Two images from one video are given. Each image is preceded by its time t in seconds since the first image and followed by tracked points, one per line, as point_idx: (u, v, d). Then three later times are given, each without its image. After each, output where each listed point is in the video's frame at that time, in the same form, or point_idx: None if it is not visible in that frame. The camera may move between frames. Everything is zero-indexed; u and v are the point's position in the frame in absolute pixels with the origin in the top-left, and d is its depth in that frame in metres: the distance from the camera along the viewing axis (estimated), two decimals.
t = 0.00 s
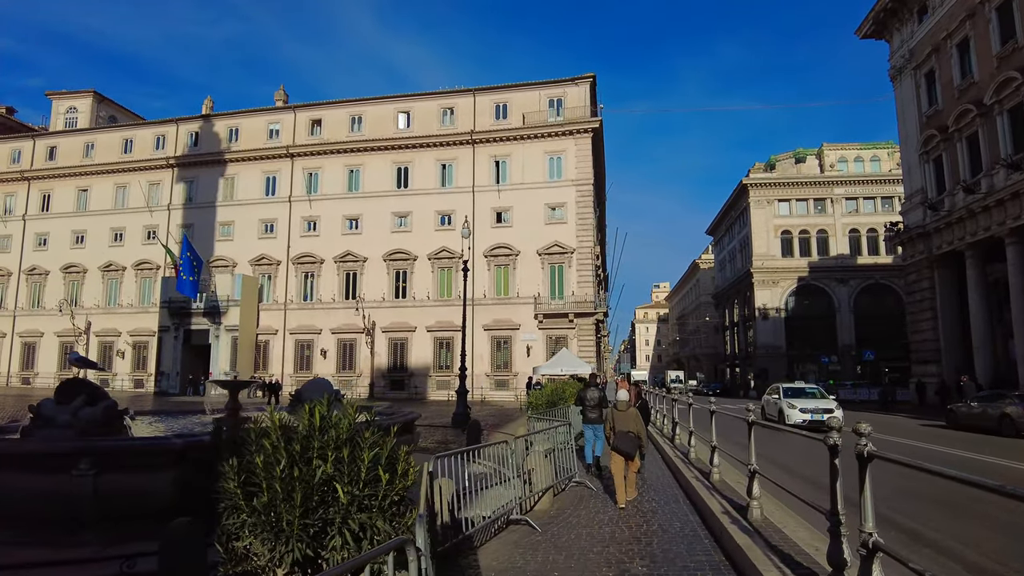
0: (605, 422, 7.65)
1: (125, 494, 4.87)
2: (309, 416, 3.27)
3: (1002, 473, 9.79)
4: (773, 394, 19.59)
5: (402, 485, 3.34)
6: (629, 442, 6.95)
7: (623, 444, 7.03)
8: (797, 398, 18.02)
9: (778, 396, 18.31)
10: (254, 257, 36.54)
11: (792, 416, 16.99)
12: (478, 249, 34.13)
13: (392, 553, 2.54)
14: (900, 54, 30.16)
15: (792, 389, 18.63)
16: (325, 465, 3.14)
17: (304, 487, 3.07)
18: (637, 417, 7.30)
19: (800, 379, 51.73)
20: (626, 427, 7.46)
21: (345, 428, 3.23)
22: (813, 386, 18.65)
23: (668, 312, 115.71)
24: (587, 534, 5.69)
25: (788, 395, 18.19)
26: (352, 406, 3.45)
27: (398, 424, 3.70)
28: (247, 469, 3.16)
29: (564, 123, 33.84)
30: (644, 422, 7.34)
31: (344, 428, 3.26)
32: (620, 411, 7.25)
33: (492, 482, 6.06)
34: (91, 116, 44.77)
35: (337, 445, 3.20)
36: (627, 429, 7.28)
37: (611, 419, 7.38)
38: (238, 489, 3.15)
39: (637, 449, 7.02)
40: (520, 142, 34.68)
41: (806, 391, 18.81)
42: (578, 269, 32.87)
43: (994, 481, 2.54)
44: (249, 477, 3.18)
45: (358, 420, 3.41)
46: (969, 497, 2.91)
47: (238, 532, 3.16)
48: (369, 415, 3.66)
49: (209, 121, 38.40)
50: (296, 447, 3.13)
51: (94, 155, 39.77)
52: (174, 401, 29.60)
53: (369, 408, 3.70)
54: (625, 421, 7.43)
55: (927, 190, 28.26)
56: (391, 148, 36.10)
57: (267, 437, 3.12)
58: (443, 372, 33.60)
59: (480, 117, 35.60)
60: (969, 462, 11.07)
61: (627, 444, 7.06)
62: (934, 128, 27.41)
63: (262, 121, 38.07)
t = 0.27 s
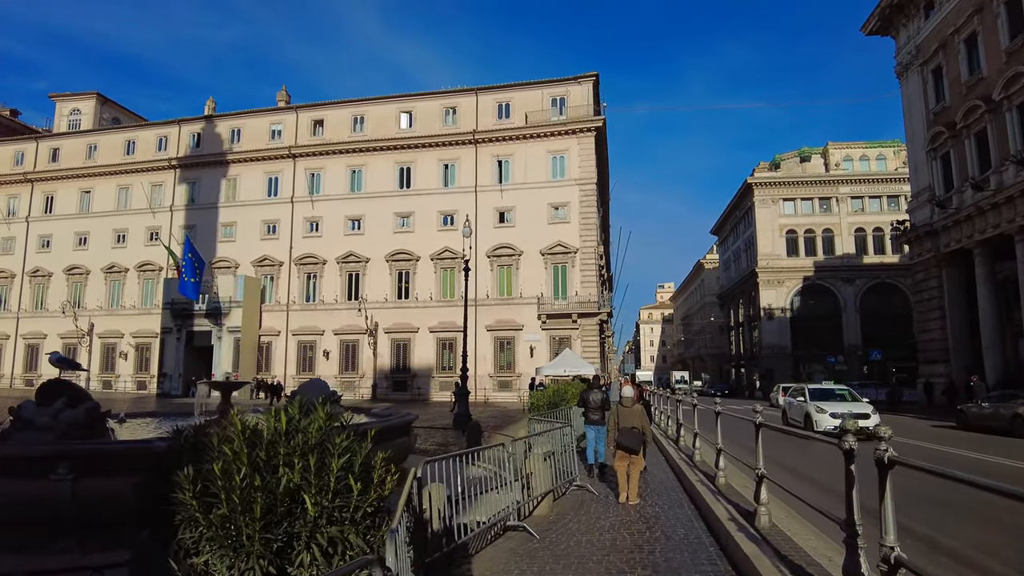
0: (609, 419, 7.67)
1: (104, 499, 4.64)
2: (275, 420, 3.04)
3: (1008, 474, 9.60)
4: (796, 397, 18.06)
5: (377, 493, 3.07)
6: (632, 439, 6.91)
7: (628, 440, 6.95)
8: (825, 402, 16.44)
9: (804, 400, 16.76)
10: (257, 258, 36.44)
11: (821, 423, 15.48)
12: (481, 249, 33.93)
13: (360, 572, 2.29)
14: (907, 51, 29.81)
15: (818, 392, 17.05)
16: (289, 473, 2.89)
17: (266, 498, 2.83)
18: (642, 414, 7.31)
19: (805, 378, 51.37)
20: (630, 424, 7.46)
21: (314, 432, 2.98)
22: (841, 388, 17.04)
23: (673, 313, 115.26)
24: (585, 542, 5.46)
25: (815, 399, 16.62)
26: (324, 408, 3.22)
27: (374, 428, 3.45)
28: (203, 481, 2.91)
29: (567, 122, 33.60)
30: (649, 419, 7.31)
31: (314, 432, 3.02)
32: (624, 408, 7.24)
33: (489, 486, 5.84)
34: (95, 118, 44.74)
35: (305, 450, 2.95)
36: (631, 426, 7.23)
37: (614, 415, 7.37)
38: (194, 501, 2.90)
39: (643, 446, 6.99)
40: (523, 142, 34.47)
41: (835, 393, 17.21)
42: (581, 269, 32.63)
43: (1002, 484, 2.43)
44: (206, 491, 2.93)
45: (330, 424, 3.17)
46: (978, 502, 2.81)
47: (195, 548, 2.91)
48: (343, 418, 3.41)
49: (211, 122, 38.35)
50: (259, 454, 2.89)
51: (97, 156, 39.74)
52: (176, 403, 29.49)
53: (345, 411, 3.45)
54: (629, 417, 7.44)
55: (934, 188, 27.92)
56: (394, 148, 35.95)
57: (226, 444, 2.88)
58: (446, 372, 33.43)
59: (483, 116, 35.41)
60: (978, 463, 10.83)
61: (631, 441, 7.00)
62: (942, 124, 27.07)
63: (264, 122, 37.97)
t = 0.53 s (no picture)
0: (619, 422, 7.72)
1: (90, 506, 4.47)
2: (249, 427, 2.89)
3: None
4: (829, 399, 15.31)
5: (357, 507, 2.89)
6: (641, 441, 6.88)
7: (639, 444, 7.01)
8: (867, 404, 13.51)
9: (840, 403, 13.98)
10: (263, 258, 36.42)
11: (863, 429, 12.62)
12: (487, 249, 33.74)
13: None
14: (918, 46, 29.38)
15: (856, 393, 14.18)
16: (261, 486, 2.72)
17: (234, 512, 2.65)
18: (650, 417, 7.28)
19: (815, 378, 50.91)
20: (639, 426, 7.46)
21: (289, 442, 2.82)
22: (884, 389, 14.17)
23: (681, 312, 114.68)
24: (588, 551, 5.25)
25: (854, 401, 13.76)
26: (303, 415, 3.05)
27: (357, 437, 3.27)
28: (165, 496, 2.75)
29: (573, 120, 33.36)
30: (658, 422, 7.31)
31: (291, 441, 2.87)
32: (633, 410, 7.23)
33: (492, 491, 5.67)
34: (103, 119, 44.87)
35: (280, 460, 2.79)
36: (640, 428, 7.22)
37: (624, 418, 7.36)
38: (157, 517, 2.73)
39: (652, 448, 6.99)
40: (529, 140, 34.26)
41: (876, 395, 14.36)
42: (589, 268, 32.37)
43: None
44: (170, 507, 2.77)
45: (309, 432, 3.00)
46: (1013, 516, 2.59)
47: (159, 568, 2.75)
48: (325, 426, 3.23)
49: (217, 122, 38.37)
50: (228, 464, 2.73)
51: (104, 157, 39.83)
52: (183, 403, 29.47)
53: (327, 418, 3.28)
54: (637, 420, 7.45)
55: (947, 185, 27.48)
56: (399, 148, 35.83)
57: (191, 454, 2.72)
58: (453, 372, 33.28)
59: (489, 115, 35.20)
60: (994, 466, 10.59)
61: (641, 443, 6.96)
62: (955, 120, 26.64)
63: (270, 122, 37.93)
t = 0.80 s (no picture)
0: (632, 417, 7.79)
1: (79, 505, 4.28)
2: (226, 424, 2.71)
3: None
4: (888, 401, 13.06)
5: (345, 509, 2.71)
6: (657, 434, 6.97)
7: (651, 438, 7.21)
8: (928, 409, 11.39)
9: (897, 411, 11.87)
10: (275, 257, 36.48)
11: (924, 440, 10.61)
12: (498, 247, 33.55)
13: None
14: (937, 39, 28.77)
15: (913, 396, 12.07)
16: (235, 487, 2.52)
17: (205, 515, 2.44)
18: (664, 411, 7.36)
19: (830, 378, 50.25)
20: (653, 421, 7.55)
21: (269, 439, 2.64)
22: (950, 389, 11.77)
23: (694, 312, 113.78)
24: (600, 556, 5.01)
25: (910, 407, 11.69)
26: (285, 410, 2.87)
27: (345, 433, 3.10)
28: (127, 497, 2.50)
29: (585, 118, 33.06)
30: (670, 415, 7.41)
31: (271, 438, 2.68)
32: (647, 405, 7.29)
33: (497, 491, 5.44)
34: (117, 120, 45.19)
35: (258, 457, 2.60)
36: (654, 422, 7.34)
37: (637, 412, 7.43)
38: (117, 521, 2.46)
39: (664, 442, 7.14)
40: (540, 138, 34.01)
41: (940, 396, 11.99)
42: (600, 266, 32.07)
43: None
44: (133, 508, 2.51)
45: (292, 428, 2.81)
46: None
47: None
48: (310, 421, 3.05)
49: (229, 122, 38.50)
50: (201, 462, 2.54)
51: (118, 157, 40.11)
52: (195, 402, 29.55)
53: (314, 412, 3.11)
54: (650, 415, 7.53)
55: (967, 180, 26.88)
56: (410, 146, 35.73)
57: (158, 451, 2.50)
58: (464, 371, 33.12)
59: (500, 113, 34.97)
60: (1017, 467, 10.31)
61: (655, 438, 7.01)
62: (975, 114, 26.04)
63: (282, 121, 38.01)
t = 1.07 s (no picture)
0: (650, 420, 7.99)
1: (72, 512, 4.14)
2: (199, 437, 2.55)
3: None
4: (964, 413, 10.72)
5: (327, 531, 2.55)
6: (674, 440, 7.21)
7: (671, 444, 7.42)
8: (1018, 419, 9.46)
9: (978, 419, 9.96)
10: (287, 257, 36.56)
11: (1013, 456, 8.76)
12: (509, 247, 33.34)
13: None
14: (957, 32, 28.17)
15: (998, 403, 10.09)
16: (204, 507, 2.36)
17: (167, 538, 2.27)
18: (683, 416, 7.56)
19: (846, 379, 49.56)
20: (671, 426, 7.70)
21: (241, 456, 2.47)
22: None
23: (707, 311, 112.83)
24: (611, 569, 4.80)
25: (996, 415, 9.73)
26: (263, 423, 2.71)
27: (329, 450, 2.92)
28: (80, 520, 2.23)
29: (597, 116, 32.77)
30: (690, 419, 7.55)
31: (244, 455, 2.51)
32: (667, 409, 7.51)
33: (504, 498, 5.26)
34: (131, 121, 45.53)
35: (228, 475, 2.43)
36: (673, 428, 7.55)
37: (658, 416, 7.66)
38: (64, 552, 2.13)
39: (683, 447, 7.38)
40: (551, 137, 33.77)
41: None
42: (612, 265, 31.77)
43: None
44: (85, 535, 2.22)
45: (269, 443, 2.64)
46: None
47: None
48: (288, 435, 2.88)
49: (241, 122, 38.65)
50: (166, 479, 2.38)
51: (132, 158, 40.42)
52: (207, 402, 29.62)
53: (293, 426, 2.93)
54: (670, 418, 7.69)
55: (988, 177, 26.29)
56: (421, 146, 35.62)
57: (117, 468, 2.33)
58: (475, 372, 32.96)
59: (511, 112, 34.77)
60: None
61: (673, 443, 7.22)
62: (997, 109, 25.44)
63: (293, 121, 38.09)
